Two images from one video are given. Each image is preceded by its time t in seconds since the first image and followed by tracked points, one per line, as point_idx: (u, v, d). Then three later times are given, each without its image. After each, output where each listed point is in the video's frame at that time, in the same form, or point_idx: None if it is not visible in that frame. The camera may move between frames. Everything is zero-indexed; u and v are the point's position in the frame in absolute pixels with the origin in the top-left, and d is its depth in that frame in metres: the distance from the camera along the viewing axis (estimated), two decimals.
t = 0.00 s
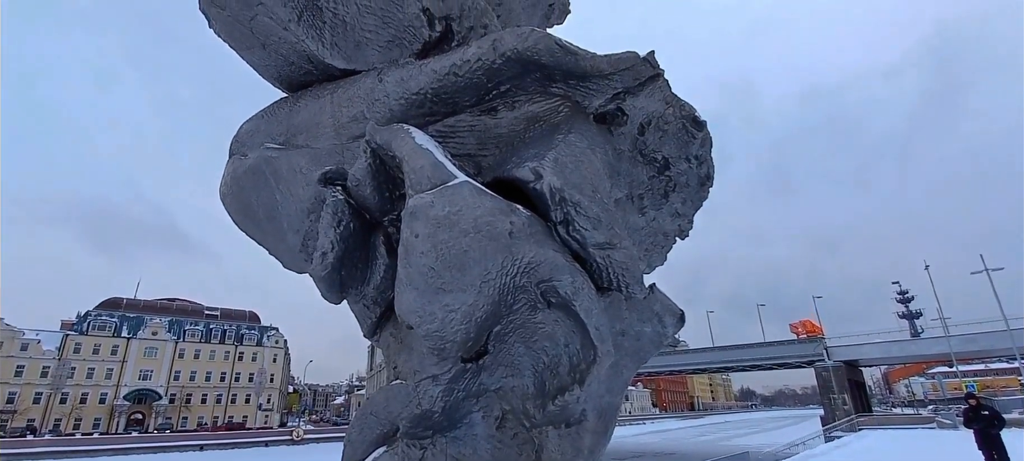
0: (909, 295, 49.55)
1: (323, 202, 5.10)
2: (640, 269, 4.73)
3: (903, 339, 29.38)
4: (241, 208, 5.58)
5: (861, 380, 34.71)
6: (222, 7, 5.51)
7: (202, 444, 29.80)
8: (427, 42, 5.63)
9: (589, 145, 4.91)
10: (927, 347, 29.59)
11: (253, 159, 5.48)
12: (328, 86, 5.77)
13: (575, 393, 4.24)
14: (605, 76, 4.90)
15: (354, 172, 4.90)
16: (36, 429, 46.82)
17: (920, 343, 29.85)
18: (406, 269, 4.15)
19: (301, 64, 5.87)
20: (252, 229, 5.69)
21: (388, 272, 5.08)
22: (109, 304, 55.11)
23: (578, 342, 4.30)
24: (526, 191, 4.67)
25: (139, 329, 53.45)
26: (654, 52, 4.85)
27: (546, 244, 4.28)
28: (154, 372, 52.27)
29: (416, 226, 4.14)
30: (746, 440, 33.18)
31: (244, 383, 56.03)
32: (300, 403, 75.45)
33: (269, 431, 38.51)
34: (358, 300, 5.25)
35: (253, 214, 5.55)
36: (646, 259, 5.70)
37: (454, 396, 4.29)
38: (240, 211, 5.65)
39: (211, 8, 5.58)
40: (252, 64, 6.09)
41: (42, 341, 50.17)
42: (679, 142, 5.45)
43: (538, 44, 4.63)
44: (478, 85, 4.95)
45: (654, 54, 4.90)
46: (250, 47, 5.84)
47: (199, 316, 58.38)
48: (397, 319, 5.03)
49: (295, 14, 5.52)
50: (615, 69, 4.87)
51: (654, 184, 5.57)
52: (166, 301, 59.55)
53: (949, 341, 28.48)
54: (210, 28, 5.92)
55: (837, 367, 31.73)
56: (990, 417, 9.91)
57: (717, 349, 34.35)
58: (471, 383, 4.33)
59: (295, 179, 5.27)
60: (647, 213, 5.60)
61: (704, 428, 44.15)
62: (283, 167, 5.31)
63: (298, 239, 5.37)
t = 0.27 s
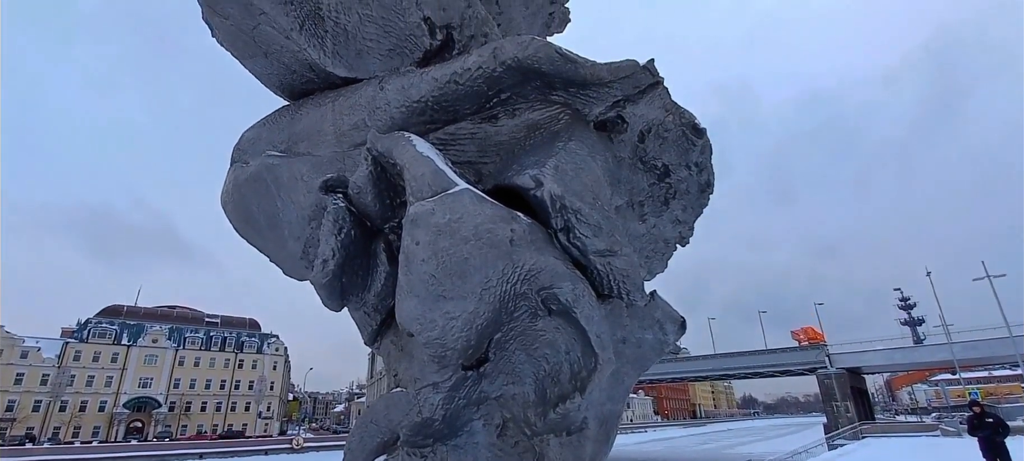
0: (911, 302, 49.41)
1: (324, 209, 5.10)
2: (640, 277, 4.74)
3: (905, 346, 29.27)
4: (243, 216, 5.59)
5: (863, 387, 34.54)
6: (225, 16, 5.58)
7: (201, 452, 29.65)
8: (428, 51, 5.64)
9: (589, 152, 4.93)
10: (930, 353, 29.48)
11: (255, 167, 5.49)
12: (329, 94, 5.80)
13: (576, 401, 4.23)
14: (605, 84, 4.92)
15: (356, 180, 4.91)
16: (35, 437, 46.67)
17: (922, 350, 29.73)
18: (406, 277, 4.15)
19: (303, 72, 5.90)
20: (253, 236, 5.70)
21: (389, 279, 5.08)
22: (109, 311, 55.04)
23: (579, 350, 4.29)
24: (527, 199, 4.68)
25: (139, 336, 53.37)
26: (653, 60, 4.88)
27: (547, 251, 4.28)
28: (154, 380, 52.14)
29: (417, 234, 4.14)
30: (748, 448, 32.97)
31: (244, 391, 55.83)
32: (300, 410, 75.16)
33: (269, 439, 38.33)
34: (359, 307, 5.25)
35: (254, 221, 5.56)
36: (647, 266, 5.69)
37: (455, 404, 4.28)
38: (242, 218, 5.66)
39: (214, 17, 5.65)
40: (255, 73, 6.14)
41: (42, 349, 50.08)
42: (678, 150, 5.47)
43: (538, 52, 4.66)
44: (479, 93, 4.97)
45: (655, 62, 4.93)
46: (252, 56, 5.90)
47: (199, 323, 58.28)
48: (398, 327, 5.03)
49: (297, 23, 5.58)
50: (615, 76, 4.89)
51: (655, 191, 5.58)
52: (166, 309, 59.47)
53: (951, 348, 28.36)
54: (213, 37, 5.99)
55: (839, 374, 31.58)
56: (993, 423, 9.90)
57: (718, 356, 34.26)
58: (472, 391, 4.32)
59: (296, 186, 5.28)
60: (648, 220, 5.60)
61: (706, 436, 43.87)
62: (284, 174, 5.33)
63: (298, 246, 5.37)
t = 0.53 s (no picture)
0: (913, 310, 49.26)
1: (326, 217, 5.11)
2: (641, 285, 4.73)
3: (908, 354, 29.12)
4: (244, 224, 5.60)
5: (866, 396, 34.32)
6: (228, 26, 5.64)
7: None
8: (429, 60, 5.67)
9: (589, 161, 4.95)
10: (932, 361, 29.34)
11: (257, 175, 5.51)
12: (331, 103, 5.82)
13: (578, 409, 4.23)
14: (605, 93, 4.95)
15: (357, 187, 4.93)
16: (34, 446, 46.52)
17: (925, 358, 29.59)
18: (407, 284, 4.15)
19: (304, 81, 5.93)
20: (254, 244, 5.71)
21: (390, 287, 5.08)
22: (109, 320, 54.98)
23: (580, 359, 4.29)
24: (528, 207, 4.69)
25: (139, 345, 53.29)
26: (653, 69, 4.91)
27: (547, 259, 4.29)
28: (153, 388, 52.01)
29: (418, 241, 4.15)
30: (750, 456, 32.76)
31: (244, 399, 55.54)
32: (300, 420, 74.80)
33: (269, 448, 38.13)
34: (359, 315, 5.24)
35: (255, 229, 5.57)
36: (648, 274, 5.68)
37: (455, 413, 4.26)
38: (243, 226, 5.67)
39: (217, 27, 5.71)
40: (257, 82, 6.18)
41: (42, 357, 49.96)
42: (678, 158, 5.49)
43: (539, 61, 4.69)
44: (480, 102, 5.00)
45: (654, 71, 4.95)
46: (254, 65, 5.94)
47: (199, 332, 58.17)
48: (398, 335, 5.03)
49: (300, 33, 5.63)
50: (615, 85, 4.92)
51: (655, 199, 5.59)
52: (167, 317, 59.39)
53: (954, 356, 28.23)
54: (215, 47, 6.04)
55: (841, 382, 31.42)
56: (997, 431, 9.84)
57: (719, 363, 34.19)
58: (472, 400, 4.30)
59: (297, 194, 5.29)
60: (648, 227, 5.61)
61: (709, 445, 43.58)
62: (286, 182, 5.34)
63: (299, 254, 5.38)
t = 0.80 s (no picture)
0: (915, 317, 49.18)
1: (326, 225, 5.12)
2: (641, 293, 4.73)
3: (910, 362, 29.01)
4: (244, 232, 5.61)
5: (869, 404, 34.15)
6: (231, 34, 5.69)
7: None
8: (430, 69, 5.68)
9: (590, 169, 4.97)
10: (935, 369, 29.22)
11: (259, 182, 5.52)
12: (332, 111, 5.84)
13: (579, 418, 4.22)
14: (605, 101, 4.97)
15: (358, 196, 4.94)
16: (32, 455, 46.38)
17: (928, 366, 29.47)
18: (408, 293, 4.15)
19: (306, 90, 5.96)
20: (255, 252, 5.71)
21: (390, 295, 5.08)
22: (109, 327, 54.89)
23: (580, 366, 4.28)
24: (528, 215, 4.70)
25: (139, 352, 53.27)
26: (653, 77, 4.93)
27: (548, 266, 4.29)
28: (153, 396, 51.87)
29: (419, 249, 4.15)
30: None
31: (243, 407, 55.33)
32: (300, 428, 74.45)
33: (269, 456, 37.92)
34: (359, 323, 5.23)
35: (256, 237, 5.57)
36: (649, 281, 5.68)
37: (456, 421, 4.24)
38: (244, 233, 5.67)
39: (219, 36, 5.76)
40: (259, 91, 6.21)
41: (42, 364, 49.81)
42: (679, 166, 5.51)
43: (539, 70, 4.72)
44: (480, 110, 5.02)
45: (654, 79, 4.98)
46: (256, 73, 5.98)
47: (199, 339, 58.07)
48: (399, 343, 5.02)
49: (302, 42, 5.66)
50: (615, 94, 4.94)
51: (655, 207, 5.60)
52: (167, 324, 59.27)
53: (956, 363, 28.12)
54: (218, 56, 6.09)
55: (844, 390, 31.27)
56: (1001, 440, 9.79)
57: (721, 372, 34.07)
58: (472, 408, 4.29)
59: (299, 202, 5.31)
60: (649, 235, 5.61)
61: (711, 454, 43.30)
62: (287, 191, 5.35)
63: (300, 261, 5.38)
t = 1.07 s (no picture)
0: (916, 325, 49.06)
1: (327, 232, 5.13)
2: (642, 300, 4.73)
3: (912, 369, 28.90)
4: (245, 239, 5.61)
5: (871, 412, 33.98)
6: (233, 44, 5.75)
7: None
8: (431, 77, 5.70)
9: (590, 176, 4.98)
10: (937, 377, 29.10)
11: (260, 190, 5.53)
12: (333, 119, 5.87)
13: (580, 426, 4.21)
14: (605, 109, 4.99)
15: (358, 203, 4.95)
16: None
17: (930, 373, 29.34)
18: (408, 300, 4.15)
19: (307, 98, 5.99)
20: (255, 259, 5.72)
21: (391, 303, 5.08)
22: (109, 334, 54.71)
23: (581, 374, 4.28)
24: (528, 222, 4.71)
25: (138, 359, 52.96)
26: (652, 85, 4.96)
27: (548, 274, 4.30)
28: (152, 404, 51.70)
29: (419, 257, 4.15)
30: None
31: (243, 415, 55.29)
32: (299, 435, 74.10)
33: None
34: (360, 331, 5.22)
35: (256, 244, 5.58)
36: (649, 288, 5.68)
37: (456, 430, 4.22)
38: (244, 241, 5.67)
39: (221, 45, 5.82)
40: (261, 99, 6.24)
41: (41, 372, 49.56)
42: (678, 173, 5.54)
43: (539, 78, 4.74)
44: (481, 118, 5.04)
45: (654, 87, 4.99)
46: (258, 82, 6.02)
47: (199, 346, 57.88)
48: (399, 351, 5.01)
49: (303, 51, 5.71)
50: (615, 101, 4.96)
51: (655, 214, 5.61)
52: (167, 331, 58.96)
53: (959, 371, 28.00)
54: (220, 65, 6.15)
55: (846, 398, 31.13)
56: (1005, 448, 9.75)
57: (723, 379, 33.97)
58: (473, 416, 4.27)
59: (299, 209, 5.32)
60: (649, 242, 5.61)
61: None
62: (288, 198, 5.36)
63: (300, 269, 5.38)
